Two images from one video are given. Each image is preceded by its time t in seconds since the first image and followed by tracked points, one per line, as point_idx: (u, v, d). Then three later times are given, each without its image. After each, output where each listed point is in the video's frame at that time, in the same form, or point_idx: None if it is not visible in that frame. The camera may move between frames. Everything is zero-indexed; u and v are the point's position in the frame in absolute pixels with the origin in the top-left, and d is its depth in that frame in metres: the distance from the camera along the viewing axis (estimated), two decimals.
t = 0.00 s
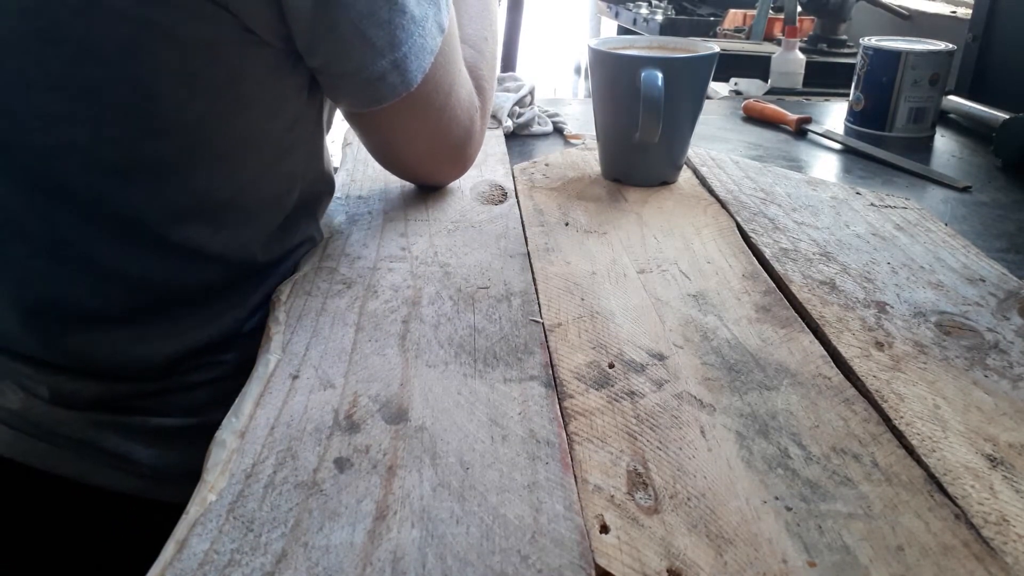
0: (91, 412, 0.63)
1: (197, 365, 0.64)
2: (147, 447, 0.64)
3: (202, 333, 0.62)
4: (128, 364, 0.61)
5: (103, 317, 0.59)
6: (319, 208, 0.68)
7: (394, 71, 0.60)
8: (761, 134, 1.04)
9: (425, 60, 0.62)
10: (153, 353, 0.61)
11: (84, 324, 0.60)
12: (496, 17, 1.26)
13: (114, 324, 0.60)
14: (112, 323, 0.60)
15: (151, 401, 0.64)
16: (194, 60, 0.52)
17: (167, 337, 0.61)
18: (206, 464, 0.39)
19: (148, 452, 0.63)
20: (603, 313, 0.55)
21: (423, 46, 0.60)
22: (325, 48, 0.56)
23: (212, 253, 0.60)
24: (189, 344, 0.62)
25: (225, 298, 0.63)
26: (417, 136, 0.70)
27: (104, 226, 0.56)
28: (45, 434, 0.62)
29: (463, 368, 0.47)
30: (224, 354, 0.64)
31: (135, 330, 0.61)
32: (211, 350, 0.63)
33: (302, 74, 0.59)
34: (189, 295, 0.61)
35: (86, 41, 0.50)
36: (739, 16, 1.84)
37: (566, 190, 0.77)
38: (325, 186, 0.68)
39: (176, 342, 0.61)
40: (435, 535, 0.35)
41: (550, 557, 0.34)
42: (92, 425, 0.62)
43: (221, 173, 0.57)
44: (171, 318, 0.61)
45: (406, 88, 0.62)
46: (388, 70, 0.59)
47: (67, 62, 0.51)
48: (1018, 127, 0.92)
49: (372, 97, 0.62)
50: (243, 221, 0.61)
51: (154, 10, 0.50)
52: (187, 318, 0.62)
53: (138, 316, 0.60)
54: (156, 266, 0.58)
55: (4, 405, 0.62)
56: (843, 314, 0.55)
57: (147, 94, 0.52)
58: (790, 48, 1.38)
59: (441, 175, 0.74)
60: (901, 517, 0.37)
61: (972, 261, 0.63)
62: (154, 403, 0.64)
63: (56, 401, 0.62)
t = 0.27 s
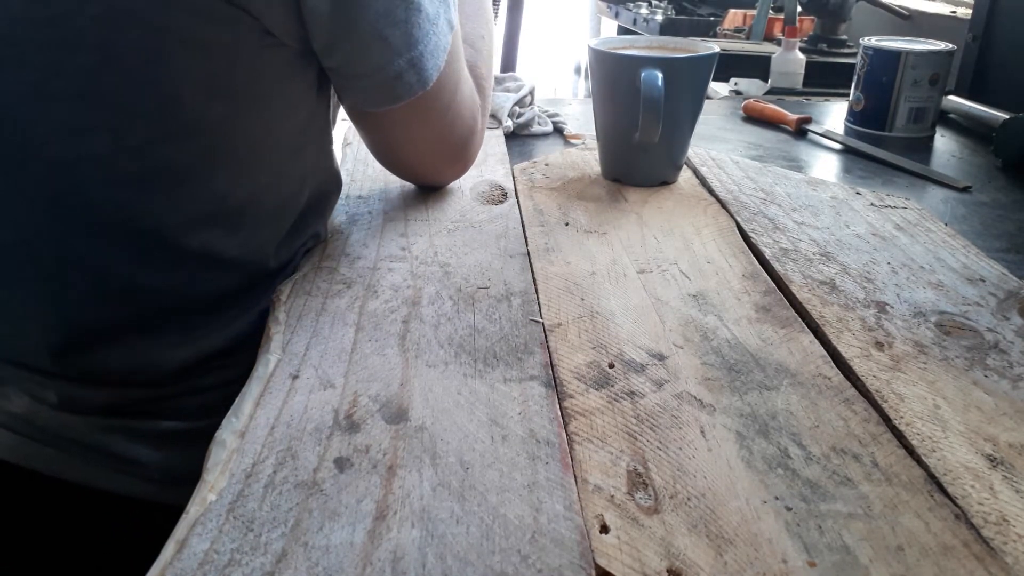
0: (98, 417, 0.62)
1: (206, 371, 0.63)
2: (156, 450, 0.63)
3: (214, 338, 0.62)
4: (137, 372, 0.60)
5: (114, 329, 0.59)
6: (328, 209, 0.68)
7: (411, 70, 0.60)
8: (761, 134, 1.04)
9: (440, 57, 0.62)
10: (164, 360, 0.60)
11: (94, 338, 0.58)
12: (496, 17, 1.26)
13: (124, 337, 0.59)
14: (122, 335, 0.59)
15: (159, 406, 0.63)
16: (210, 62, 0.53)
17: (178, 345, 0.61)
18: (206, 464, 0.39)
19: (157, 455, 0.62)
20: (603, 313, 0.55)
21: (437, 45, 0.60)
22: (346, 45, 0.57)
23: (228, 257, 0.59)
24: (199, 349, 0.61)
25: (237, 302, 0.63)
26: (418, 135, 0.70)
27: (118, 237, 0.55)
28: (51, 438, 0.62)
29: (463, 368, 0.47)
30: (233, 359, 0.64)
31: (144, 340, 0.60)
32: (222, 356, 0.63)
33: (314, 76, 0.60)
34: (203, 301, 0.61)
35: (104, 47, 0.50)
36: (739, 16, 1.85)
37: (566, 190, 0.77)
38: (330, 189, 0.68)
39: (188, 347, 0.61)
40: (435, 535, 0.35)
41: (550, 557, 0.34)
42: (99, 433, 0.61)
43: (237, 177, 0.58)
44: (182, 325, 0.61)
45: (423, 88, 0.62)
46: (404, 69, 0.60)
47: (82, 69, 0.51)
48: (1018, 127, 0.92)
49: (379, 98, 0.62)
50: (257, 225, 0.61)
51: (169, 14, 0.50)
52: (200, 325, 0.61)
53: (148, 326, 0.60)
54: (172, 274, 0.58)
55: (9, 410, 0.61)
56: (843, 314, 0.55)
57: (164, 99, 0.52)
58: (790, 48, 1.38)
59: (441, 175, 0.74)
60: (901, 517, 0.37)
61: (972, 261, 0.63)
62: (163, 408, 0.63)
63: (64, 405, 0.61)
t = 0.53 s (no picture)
0: (90, 419, 0.62)
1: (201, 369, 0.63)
2: (148, 452, 0.63)
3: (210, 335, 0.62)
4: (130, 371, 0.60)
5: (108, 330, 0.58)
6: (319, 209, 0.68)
7: (403, 59, 0.60)
8: (761, 134, 1.04)
9: (430, 48, 0.62)
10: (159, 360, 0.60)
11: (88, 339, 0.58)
12: (496, 17, 1.26)
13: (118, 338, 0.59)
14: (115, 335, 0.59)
15: (150, 408, 0.63)
16: (206, 59, 0.53)
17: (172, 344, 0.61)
18: (206, 465, 0.39)
19: (149, 457, 0.63)
20: (603, 313, 0.55)
21: (428, 34, 0.60)
22: (339, 42, 0.57)
23: (220, 256, 0.59)
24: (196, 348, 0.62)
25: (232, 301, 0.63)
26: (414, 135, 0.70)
27: (113, 240, 0.55)
28: (43, 442, 0.63)
29: (463, 368, 0.47)
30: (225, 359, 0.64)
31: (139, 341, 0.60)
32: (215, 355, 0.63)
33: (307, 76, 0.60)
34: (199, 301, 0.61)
35: (94, 46, 0.50)
36: (740, 16, 1.85)
37: (566, 190, 0.77)
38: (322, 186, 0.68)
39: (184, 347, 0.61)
40: (435, 536, 0.35)
41: (550, 558, 0.34)
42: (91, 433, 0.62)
43: (231, 174, 0.58)
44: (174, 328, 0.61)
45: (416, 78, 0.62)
46: (395, 58, 0.59)
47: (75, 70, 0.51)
48: (1018, 126, 0.92)
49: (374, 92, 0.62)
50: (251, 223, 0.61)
51: (165, 10, 0.50)
52: (195, 324, 0.62)
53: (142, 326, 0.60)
54: (167, 275, 0.58)
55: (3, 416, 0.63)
56: (843, 314, 0.55)
57: (160, 97, 0.52)
58: (790, 48, 1.38)
59: (442, 175, 0.74)
60: (901, 517, 0.37)
61: (972, 261, 0.63)
62: (156, 409, 0.63)
63: (55, 410, 0.62)
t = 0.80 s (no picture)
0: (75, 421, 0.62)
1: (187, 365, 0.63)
2: (134, 454, 0.62)
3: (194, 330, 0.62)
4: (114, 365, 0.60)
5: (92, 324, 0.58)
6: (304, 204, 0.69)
7: (383, 48, 0.59)
8: (761, 134, 1.04)
9: (413, 37, 0.61)
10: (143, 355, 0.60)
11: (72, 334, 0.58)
12: (496, 17, 1.26)
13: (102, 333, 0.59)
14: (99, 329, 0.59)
15: (134, 407, 0.62)
16: (191, 43, 0.53)
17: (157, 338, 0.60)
18: (206, 464, 0.39)
19: (136, 458, 0.62)
20: (603, 313, 0.55)
21: (410, 23, 0.59)
22: (316, 28, 0.56)
23: (204, 247, 0.59)
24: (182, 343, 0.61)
25: (218, 293, 0.63)
26: (403, 130, 0.69)
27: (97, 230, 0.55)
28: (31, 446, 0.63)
29: (463, 368, 0.47)
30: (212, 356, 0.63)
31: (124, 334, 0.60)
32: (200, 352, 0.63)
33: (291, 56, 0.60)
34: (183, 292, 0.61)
35: (80, 27, 0.50)
36: (740, 16, 1.85)
37: (566, 190, 0.77)
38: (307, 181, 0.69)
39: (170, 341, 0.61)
40: (435, 535, 0.35)
41: (550, 557, 0.34)
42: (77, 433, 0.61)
43: (219, 160, 0.58)
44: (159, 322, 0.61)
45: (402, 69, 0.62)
46: (375, 46, 0.58)
47: (60, 58, 0.51)
48: (1018, 127, 0.92)
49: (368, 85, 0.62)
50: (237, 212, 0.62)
51: None
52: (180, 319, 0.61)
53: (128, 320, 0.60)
54: (154, 266, 0.58)
55: None
56: (843, 314, 0.55)
57: (145, 81, 0.53)
58: (790, 48, 1.38)
59: (443, 175, 0.74)
60: (901, 517, 0.37)
61: (972, 261, 0.63)
62: (142, 409, 0.63)
63: (35, 411, 0.61)
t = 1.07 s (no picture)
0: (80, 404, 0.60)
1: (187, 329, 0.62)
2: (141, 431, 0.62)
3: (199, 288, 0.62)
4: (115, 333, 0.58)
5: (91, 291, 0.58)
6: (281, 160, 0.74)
7: None
8: (761, 134, 1.04)
9: None
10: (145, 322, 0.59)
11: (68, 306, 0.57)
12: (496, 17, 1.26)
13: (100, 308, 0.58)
14: (97, 306, 0.58)
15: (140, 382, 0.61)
16: None
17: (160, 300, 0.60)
18: (205, 464, 0.39)
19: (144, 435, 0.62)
20: (603, 313, 0.55)
21: None
22: None
23: (207, 183, 0.61)
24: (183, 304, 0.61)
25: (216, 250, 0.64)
26: (395, 125, 0.71)
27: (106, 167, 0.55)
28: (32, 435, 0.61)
29: (463, 368, 0.47)
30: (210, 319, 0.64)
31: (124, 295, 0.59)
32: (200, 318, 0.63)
33: (282, 19, 0.63)
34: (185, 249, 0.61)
35: None
36: (739, 16, 1.85)
37: (566, 190, 0.77)
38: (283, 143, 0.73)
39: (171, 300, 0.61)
40: (435, 535, 0.35)
41: (550, 557, 0.34)
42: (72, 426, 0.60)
43: (220, 88, 0.60)
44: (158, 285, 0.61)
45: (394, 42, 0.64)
46: None
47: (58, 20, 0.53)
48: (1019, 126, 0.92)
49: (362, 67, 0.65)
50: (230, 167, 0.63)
51: None
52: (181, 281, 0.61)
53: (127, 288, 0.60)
54: (163, 205, 0.58)
55: None
56: (843, 314, 0.55)
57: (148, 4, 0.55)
58: (790, 48, 1.38)
59: (440, 174, 0.74)
60: (901, 517, 0.37)
61: (973, 261, 0.63)
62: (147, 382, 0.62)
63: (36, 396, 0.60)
